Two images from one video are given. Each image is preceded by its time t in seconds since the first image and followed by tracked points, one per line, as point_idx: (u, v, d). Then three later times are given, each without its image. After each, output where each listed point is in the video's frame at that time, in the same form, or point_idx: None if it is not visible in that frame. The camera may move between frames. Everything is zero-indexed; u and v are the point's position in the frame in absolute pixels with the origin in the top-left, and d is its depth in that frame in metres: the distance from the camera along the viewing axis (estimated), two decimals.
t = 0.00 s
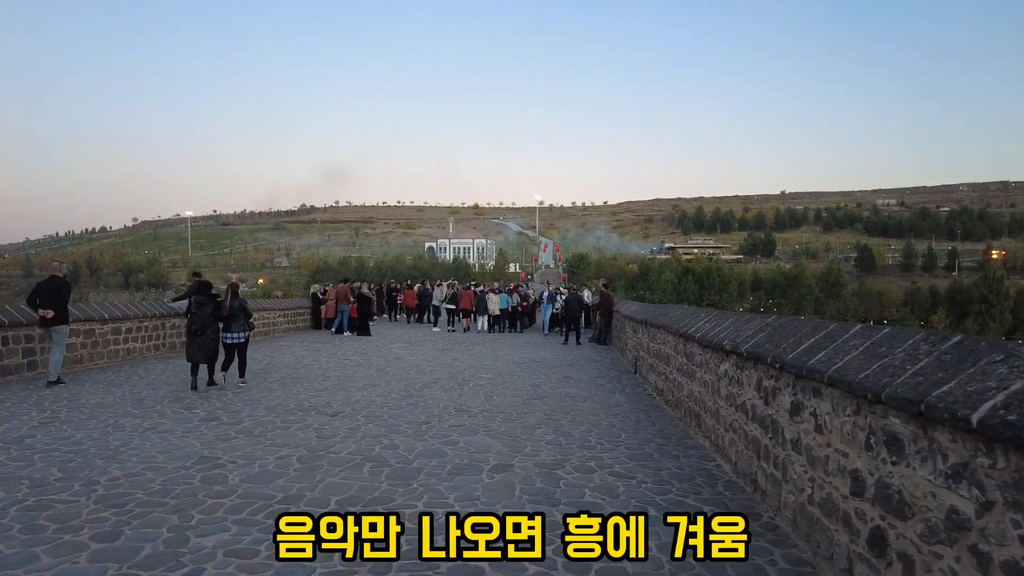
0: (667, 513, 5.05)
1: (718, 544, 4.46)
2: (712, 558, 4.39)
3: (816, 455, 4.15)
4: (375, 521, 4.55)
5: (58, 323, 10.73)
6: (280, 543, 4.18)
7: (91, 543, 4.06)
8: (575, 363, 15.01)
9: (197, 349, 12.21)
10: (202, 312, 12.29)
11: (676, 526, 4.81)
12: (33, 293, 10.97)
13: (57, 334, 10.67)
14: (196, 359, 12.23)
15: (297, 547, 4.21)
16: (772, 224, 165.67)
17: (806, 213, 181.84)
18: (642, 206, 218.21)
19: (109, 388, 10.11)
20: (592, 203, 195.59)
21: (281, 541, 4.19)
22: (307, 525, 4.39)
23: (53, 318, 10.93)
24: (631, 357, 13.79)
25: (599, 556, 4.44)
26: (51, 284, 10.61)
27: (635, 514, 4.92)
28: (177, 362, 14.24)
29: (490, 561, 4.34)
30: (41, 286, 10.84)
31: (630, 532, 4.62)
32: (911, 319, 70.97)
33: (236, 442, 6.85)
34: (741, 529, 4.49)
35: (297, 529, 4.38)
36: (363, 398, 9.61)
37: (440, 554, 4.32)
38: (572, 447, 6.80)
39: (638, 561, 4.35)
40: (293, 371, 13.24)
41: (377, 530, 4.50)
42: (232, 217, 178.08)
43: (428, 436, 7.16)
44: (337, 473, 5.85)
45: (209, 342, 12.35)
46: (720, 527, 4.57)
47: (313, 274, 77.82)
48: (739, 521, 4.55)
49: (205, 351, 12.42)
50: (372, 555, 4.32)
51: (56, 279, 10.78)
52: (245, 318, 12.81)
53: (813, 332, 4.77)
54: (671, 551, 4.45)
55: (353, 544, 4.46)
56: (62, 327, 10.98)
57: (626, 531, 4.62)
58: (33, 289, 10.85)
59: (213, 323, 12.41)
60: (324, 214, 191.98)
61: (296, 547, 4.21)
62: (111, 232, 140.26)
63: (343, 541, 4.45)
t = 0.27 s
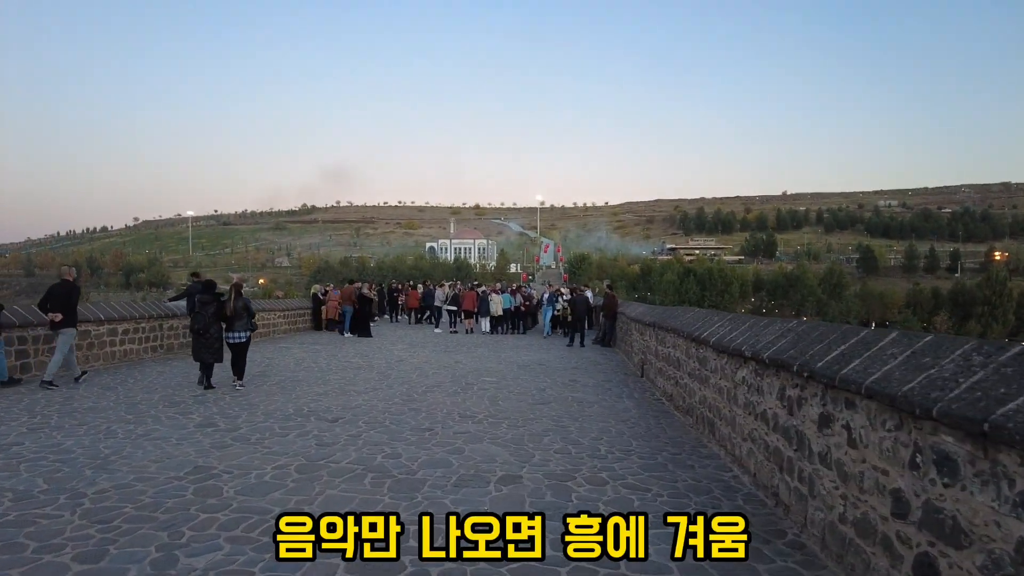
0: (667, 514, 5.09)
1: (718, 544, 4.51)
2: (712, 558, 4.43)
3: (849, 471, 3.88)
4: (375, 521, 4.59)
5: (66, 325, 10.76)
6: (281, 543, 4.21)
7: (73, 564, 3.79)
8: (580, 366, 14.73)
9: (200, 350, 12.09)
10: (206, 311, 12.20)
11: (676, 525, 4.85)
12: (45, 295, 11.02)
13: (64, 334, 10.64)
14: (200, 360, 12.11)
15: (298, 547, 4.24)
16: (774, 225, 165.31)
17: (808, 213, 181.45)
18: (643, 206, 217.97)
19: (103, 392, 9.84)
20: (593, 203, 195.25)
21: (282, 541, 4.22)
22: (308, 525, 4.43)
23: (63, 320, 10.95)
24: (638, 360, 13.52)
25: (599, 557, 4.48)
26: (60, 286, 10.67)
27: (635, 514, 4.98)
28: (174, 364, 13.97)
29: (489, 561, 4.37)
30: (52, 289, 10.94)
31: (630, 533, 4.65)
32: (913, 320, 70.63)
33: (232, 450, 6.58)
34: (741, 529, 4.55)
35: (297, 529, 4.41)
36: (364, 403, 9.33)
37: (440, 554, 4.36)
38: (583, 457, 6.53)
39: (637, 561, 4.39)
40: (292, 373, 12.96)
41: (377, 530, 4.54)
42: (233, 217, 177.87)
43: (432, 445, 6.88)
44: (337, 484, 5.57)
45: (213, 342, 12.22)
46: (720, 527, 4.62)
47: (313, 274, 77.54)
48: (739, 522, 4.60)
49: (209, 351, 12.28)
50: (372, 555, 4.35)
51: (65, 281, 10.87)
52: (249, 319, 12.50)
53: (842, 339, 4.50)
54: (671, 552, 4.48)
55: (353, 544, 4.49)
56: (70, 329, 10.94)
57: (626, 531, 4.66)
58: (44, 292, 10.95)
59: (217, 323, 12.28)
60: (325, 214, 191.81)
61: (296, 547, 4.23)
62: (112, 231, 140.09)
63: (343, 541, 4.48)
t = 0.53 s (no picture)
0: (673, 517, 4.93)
1: (718, 544, 4.45)
2: (712, 558, 4.37)
3: (880, 481, 3.59)
4: (375, 520, 4.52)
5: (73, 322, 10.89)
6: (281, 543, 4.18)
7: None
8: (583, 366, 14.46)
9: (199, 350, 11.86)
10: (204, 312, 11.94)
11: (676, 525, 4.78)
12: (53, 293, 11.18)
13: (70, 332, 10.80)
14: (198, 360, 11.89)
15: (298, 547, 4.20)
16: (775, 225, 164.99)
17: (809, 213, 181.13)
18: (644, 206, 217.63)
19: (94, 393, 9.57)
20: (594, 203, 195.01)
21: (281, 541, 4.19)
22: (307, 525, 4.37)
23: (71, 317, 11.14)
24: (643, 361, 13.25)
25: (599, 556, 4.41)
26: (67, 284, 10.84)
27: (635, 514, 4.88)
28: (169, 365, 13.70)
29: (489, 561, 4.29)
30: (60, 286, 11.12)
31: (631, 533, 4.57)
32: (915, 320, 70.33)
33: (223, 455, 6.31)
34: (741, 529, 4.49)
35: (297, 529, 4.36)
36: (362, 405, 9.06)
37: (440, 555, 4.27)
38: (589, 462, 6.26)
39: (638, 561, 4.32)
40: (289, 374, 12.68)
41: (377, 530, 4.47)
42: (233, 217, 177.68)
43: (432, 449, 6.61)
44: (332, 492, 5.29)
45: (212, 342, 12.01)
46: (720, 527, 4.56)
47: (314, 274, 77.29)
48: (739, 522, 4.55)
49: (207, 351, 12.09)
50: (372, 554, 4.27)
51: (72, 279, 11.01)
52: (245, 318, 12.28)
53: (869, 339, 4.21)
54: (671, 551, 4.41)
55: (353, 544, 4.41)
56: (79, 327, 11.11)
57: (627, 531, 4.58)
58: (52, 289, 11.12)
59: (215, 323, 12.02)
60: (326, 213, 191.67)
61: (296, 547, 4.19)
62: (112, 231, 139.94)
63: (343, 541, 4.41)
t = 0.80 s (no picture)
0: (681, 528, 4.68)
1: (718, 544, 4.41)
2: (712, 558, 4.33)
3: (912, 497, 3.30)
4: (375, 521, 4.50)
5: (78, 324, 10.98)
6: (281, 543, 4.17)
7: None
8: (585, 367, 14.19)
9: (195, 350, 11.66)
10: (200, 311, 11.73)
11: (676, 525, 4.74)
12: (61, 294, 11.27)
13: (76, 333, 10.89)
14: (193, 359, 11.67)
15: (298, 547, 4.20)
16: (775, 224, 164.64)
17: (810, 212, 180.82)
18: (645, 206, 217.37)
19: (82, 397, 9.30)
20: (595, 203, 194.75)
21: (281, 541, 4.18)
22: (308, 524, 4.37)
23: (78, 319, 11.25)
24: (647, 362, 12.99)
25: (599, 556, 4.36)
26: (72, 286, 10.92)
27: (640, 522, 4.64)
28: (163, 367, 13.43)
29: (489, 561, 4.26)
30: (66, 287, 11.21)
31: (630, 533, 4.52)
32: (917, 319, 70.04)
33: (211, 463, 6.03)
34: (741, 529, 4.44)
35: (297, 529, 4.36)
36: (359, 409, 8.79)
37: (439, 554, 4.26)
38: (594, 470, 5.98)
39: (638, 561, 4.28)
40: (285, 376, 12.40)
41: (377, 530, 4.45)
42: (233, 217, 177.40)
43: (430, 457, 6.33)
44: (324, 504, 5.01)
45: (208, 341, 11.79)
46: (720, 527, 4.51)
47: (313, 274, 77.04)
48: (739, 521, 4.49)
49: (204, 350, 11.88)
50: (372, 555, 4.28)
51: (77, 281, 11.05)
52: (243, 317, 12.11)
53: (896, 340, 3.92)
54: (671, 551, 4.36)
55: (353, 544, 4.41)
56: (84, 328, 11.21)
57: (626, 531, 4.53)
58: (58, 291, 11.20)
59: (212, 322, 11.81)
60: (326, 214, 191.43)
61: (296, 547, 4.20)
62: (112, 231, 139.74)
63: (343, 541, 4.41)
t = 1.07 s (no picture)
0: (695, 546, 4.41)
1: (718, 544, 4.42)
2: (712, 558, 4.34)
3: (951, 517, 3.03)
4: (376, 520, 4.49)
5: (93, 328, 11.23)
6: (281, 543, 4.19)
7: None
8: (589, 369, 13.93)
9: (194, 351, 11.57)
10: (201, 312, 11.62)
11: (676, 525, 4.73)
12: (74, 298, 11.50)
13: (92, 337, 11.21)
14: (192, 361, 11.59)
15: (298, 547, 4.22)
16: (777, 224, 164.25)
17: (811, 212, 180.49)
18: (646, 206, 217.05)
19: (72, 401, 9.05)
20: (596, 202, 194.42)
21: (281, 541, 4.20)
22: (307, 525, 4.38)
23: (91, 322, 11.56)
24: (651, 365, 12.74)
25: (599, 557, 4.35)
26: (89, 291, 11.23)
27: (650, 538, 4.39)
28: (158, 370, 13.17)
29: (489, 561, 4.25)
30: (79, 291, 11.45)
31: (631, 533, 4.51)
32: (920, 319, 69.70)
33: (200, 473, 5.77)
34: (741, 529, 4.46)
35: (297, 529, 4.38)
36: (356, 414, 8.53)
37: (440, 554, 4.25)
38: (600, 480, 5.72)
39: (638, 560, 4.28)
40: (282, 379, 12.14)
41: (377, 530, 4.45)
42: (234, 217, 177.26)
43: (429, 465, 6.08)
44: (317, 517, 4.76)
45: (208, 343, 11.70)
46: (720, 527, 4.53)
47: (313, 275, 76.77)
48: (739, 521, 4.51)
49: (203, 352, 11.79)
50: (372, 555, 4.27)
51: (92, 285, 11.30)
52: (245, 320, 12.05)
53: (927, 346, 3.65)
54: (671, 552, 4.36)
55: (353, 544, 4.41)
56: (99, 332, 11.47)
57: (627, 531, 4.53)
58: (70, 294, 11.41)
59: (212, 324, 11.69)
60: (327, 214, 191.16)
61: (296, 547, 4.21)
62: (113, 232, 139.69)
63: (344, 541, 4.41)
